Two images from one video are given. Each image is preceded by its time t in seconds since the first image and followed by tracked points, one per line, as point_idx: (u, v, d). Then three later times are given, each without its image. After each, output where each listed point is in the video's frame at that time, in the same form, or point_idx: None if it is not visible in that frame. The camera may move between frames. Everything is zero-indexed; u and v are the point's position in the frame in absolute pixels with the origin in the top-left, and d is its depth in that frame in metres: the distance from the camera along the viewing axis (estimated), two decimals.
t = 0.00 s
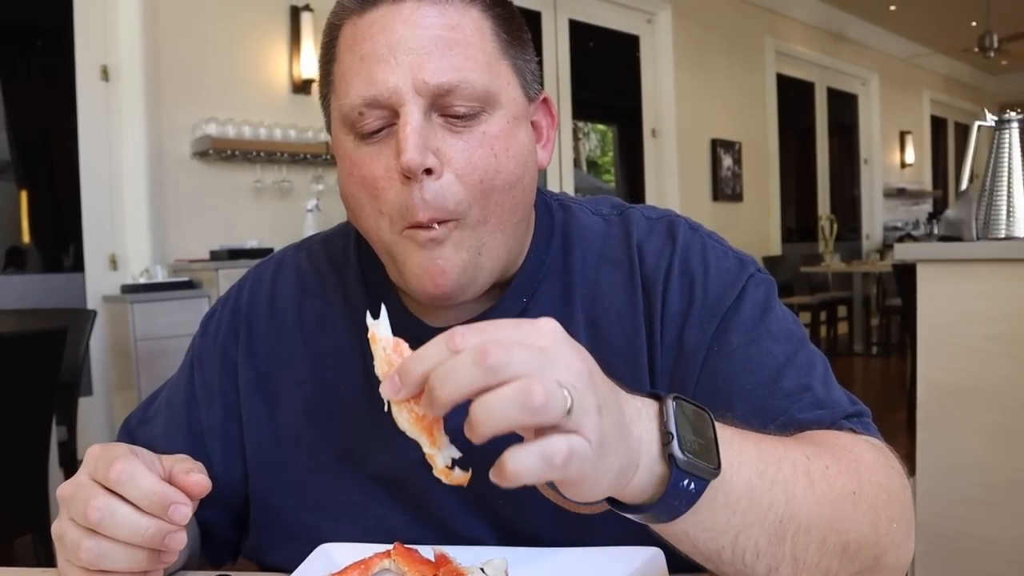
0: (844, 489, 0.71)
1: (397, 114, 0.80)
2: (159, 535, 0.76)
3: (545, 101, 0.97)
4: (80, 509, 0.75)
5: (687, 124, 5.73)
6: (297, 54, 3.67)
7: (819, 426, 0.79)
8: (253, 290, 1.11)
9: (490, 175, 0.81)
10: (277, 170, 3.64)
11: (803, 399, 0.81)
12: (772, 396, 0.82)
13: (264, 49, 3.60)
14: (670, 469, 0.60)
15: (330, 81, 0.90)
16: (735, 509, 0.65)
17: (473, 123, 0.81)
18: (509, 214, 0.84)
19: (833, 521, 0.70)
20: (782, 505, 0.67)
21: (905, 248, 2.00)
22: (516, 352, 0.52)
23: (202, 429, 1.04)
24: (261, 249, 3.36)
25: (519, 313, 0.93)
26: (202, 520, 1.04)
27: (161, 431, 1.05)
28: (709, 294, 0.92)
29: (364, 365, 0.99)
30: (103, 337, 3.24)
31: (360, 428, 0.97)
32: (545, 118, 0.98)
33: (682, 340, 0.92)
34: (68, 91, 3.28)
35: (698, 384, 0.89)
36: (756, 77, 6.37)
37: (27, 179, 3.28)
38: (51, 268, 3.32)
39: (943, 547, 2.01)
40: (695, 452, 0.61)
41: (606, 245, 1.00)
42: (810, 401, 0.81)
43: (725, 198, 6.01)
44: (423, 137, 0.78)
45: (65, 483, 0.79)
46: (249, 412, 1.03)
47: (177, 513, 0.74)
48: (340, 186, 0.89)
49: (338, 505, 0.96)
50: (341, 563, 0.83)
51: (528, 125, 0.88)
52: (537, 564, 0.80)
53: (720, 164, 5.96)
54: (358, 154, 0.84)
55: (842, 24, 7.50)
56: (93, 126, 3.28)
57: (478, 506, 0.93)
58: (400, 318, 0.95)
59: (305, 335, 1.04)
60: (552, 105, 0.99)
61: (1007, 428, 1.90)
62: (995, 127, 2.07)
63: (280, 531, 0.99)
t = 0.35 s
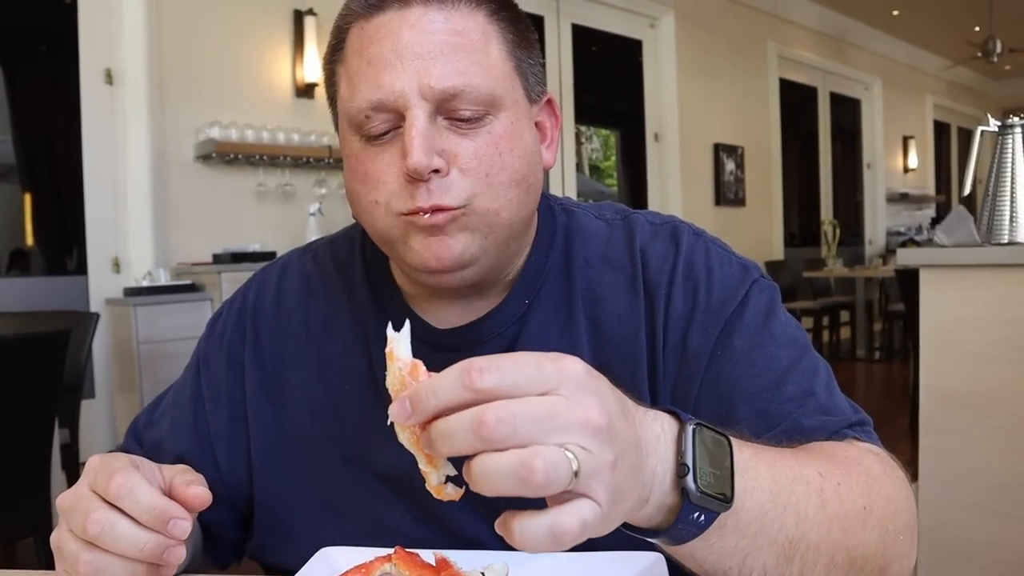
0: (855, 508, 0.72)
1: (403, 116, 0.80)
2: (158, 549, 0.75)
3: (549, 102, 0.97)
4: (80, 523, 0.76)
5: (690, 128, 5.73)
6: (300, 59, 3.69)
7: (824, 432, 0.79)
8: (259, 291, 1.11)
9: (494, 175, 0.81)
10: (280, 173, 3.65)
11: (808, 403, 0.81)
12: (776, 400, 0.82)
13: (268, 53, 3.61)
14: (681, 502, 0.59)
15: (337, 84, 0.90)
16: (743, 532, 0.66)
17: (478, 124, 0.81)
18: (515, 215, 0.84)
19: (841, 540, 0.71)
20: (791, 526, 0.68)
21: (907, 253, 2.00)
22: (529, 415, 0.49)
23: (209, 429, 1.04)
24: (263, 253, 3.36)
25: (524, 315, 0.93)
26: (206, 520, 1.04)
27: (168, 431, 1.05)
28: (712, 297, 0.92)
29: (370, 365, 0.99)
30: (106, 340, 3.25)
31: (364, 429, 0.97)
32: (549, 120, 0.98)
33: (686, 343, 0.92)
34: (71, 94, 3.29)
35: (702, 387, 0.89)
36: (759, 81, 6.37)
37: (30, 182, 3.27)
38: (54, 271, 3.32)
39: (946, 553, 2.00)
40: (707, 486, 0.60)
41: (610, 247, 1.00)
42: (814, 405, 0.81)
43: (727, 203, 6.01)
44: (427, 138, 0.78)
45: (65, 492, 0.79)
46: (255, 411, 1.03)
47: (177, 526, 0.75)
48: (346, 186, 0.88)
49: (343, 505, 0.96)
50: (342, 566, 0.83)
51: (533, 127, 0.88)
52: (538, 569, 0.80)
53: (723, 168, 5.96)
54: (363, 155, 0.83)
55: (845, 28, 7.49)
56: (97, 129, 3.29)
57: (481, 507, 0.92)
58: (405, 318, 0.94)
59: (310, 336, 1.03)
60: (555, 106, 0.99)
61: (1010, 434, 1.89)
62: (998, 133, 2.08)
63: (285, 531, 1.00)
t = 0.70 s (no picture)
0: (859, 517, 0.72)
1: (408, 123, 0.80)
2: (160, 561, 0.74)
3: (554, 108, 0.96)
4: (83, 533, 0.76)
5: (692, 132, 5.74)
6: (302, 62, 3.69)
7: (828, 437, 0.79)
8: (262, 294, 1.11)
9: (497, 184, 0.81)
10: (283, 176, 3.66)
11: (811, 408, 0.81)
12: (779, 404, 0.82)
13: (271, 56, 3.62)
14: (685, 515, 0.59)
15: (342, 86, 0.90)
16: (748, 543, 0.66)
17: (483, 132, 0.81)
18: (517, 223, 0.84)
19: (846, 550, 0.71)
20: (796, 535, 0.68)
21: (910, 257, 2.00)
22: (523, 441, 0.49)
23: (210, 431, 1.04)
24: (265, 255, 3.36)
25: (526, 317, 0.92)
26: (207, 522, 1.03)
27: (170, 433, 1.05)
28: (715, 301, 0.92)
29: (372, 368, 0.98)
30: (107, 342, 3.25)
31: (366, 432, 0.97)
32: (554, 125, 0.97)
33: (689, 348, 0.92)
34: (73, 96, 3.29)
35: (705, 392, 0.89)
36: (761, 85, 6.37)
37: (32, 184, 3.27)
38: (56, 273, 3.33)
39: (949, 559, 1.99)
40: (711, 499, 0.60)
41: (612, 251, 1.00)
42: (817, 410, 0.81)
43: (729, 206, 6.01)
44: (432, 146, 0.79)
45: (69, 502, 0.80)
46: (256, 413, 1.03)
47: (180, 539, 0.74)
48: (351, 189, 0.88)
49: (344, 509, 0.96)
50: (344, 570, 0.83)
51: (537, 133, 0.88)
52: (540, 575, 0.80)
53: (725, 172, 5.97)
54: (368, 160, 0.84)
55: (847, 32, 7.50)
56: (99, 131, 3.29)
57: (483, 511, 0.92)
58: (408, 322, 0.94)
59: (312, 339, 1.03)
60: (560, 111, 0.99)
61: (1013, 439, 1.89)
62: (1001, 137, 2.08)
63: (286, 534, 0.99)
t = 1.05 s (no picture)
0: (858, 522, 0.72)
1: (406, 122, 0.80)
2: (164, 565, 0.74)
3: (554, 109, 0.96)
4: (88, 535, 0.75)
5: (693, 135, 5.74)
6: (304, 64, 3.70)
7: (828, 441, 0.79)
8: (264, 298, 1.11)
9: (496, 183, 0.81)
10: (284, 179, 3.66)
11: (811, 411, 0.81)
12: (779, 408, 0.82)
13: (272, 58, 3.62)
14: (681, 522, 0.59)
15: (343, 88, 0.90)
16: (746, 550, 0.65)
17: (482, 132, 0.81)
18: (516, 222, 0.84)
19: (845, 555, 0.70)
20: (794, 540, 0.68)
21: (911, 261, 2.00)
22: (510, 454, 0.49)
23: (211, 434, 1.04)
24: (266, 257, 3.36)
25: (527, 321, 0.92)
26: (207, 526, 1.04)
27: (172, 436, 1.05)
28: (715, 305, 0.92)
29: (372, 372, 0.98)
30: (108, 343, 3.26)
31: (365, 435, 0.97)
32: (555, 126, 0.97)
33: (689, 352, 0.91)
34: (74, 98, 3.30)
35: (705, 396, 0.88)
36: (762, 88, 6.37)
37: (34, 187, 3.29)
38: (58, 274, 3.34)
39: (951, 563, 1.99)
40: (707, 505, 0.59)
41: (612, 254, 1.00)
42: (817, 414, 0.81)
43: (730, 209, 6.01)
44: (431, 145, 0.79)
45: (75, 501, 0.79)
46: (256, 416, 1.03)
47: (184, 542, 0.74)
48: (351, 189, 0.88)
49: (344, 512, 0.96)
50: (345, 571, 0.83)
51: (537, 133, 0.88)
52: None
53: (726, 175, 5.97)
54: (367, 160, 0.83)
55: (849, 35, 7.51)
56: (100, 133, 3.29)
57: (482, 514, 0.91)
58: (408, 325, 0.94)
59: (313, 342, 1.03)
60: (561, 112, 0.98)
61: (1015, 443, 1.89)
62: (1002, 140, 2.07)
63: (286, 537, 0.99)
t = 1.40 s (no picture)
0: (853, 527, 0.72)
1: (397, 82, 0.81)
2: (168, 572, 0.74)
3: (556, 104, 0.96)
4: (93, 537, 0.75)
5: (694, 135, 5.74)
6: (304, 65, 3.69)
7: (827, 444, 0.79)
8: (265, 299, 1.11)
9: (483, 144, 0.79)
10: (285, 179, 3.66)
11: (810, 413, 0.81)
12: (778, 410, 0.82)
13: (273, 59, 3.62)
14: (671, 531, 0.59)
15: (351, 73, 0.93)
16: (739, 558, 0.66)
17: (472, 97, 0.81)
18: (505, 189, 0.81)
19: (841, 560, 0.70)
20: (789, 547, 0.68)
21: (911, 262, 1.99)
22: (481, 476, 0.49)
23: (212, 435, 1.04)
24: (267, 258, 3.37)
25: (526, 323, 0.92)
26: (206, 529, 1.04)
27: (172, 437, 1.05)
28: (716, 306, 0.92)
29: (371, 373, 0.98)
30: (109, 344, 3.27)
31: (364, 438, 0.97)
32: (557, 122, 0.97)
33: (689, 354, 0.91)
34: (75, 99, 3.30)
35: (704, 398, 0.88)
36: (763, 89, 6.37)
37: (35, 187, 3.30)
38: (59, 275, 3.35)
39: (952, 565, 1.99)
40: (696, 514, 0.59)
41: (612, 256, 1.00)
42: (817, 416, 0.81)
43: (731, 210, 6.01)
44: (417, 101, 0.79)
45: (81, 503, 0.80)
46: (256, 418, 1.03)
47: (188, 548, 0.73)
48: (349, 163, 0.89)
49: (342, 516, 0.96)
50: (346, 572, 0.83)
51: (534, 114, 0.87)
52: None
53: (727, 176, 5.97)
54: (360, 124, 0.84)
55: (849, 36, 7.50)
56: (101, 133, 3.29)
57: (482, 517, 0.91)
58: (407, 324, 0.94)
59: (314, 343, 1.04)
60: (565, 110, 0.98)
61: (1015, 444, 1.88)
62: (1003, 141, 2.07)
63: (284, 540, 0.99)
